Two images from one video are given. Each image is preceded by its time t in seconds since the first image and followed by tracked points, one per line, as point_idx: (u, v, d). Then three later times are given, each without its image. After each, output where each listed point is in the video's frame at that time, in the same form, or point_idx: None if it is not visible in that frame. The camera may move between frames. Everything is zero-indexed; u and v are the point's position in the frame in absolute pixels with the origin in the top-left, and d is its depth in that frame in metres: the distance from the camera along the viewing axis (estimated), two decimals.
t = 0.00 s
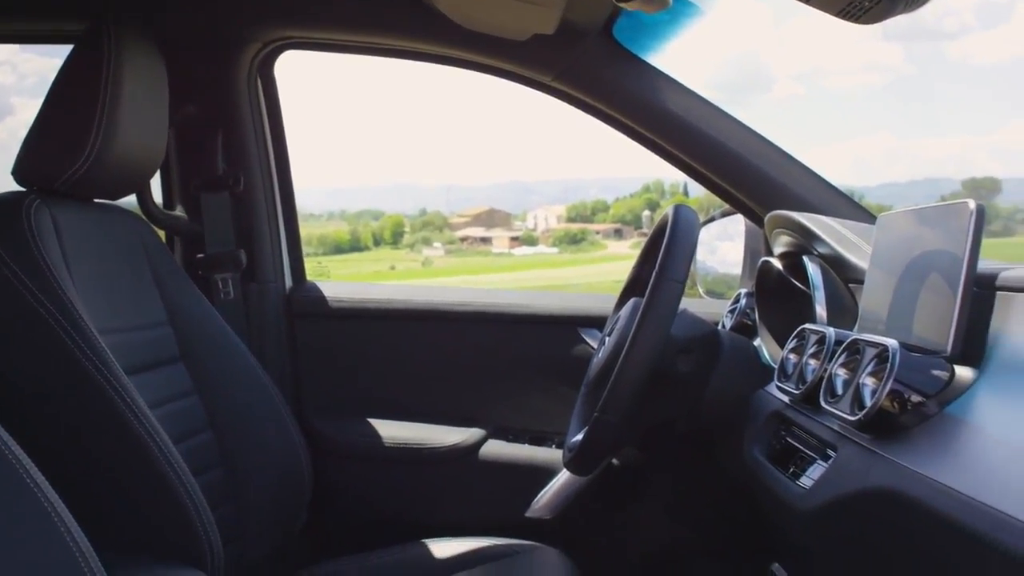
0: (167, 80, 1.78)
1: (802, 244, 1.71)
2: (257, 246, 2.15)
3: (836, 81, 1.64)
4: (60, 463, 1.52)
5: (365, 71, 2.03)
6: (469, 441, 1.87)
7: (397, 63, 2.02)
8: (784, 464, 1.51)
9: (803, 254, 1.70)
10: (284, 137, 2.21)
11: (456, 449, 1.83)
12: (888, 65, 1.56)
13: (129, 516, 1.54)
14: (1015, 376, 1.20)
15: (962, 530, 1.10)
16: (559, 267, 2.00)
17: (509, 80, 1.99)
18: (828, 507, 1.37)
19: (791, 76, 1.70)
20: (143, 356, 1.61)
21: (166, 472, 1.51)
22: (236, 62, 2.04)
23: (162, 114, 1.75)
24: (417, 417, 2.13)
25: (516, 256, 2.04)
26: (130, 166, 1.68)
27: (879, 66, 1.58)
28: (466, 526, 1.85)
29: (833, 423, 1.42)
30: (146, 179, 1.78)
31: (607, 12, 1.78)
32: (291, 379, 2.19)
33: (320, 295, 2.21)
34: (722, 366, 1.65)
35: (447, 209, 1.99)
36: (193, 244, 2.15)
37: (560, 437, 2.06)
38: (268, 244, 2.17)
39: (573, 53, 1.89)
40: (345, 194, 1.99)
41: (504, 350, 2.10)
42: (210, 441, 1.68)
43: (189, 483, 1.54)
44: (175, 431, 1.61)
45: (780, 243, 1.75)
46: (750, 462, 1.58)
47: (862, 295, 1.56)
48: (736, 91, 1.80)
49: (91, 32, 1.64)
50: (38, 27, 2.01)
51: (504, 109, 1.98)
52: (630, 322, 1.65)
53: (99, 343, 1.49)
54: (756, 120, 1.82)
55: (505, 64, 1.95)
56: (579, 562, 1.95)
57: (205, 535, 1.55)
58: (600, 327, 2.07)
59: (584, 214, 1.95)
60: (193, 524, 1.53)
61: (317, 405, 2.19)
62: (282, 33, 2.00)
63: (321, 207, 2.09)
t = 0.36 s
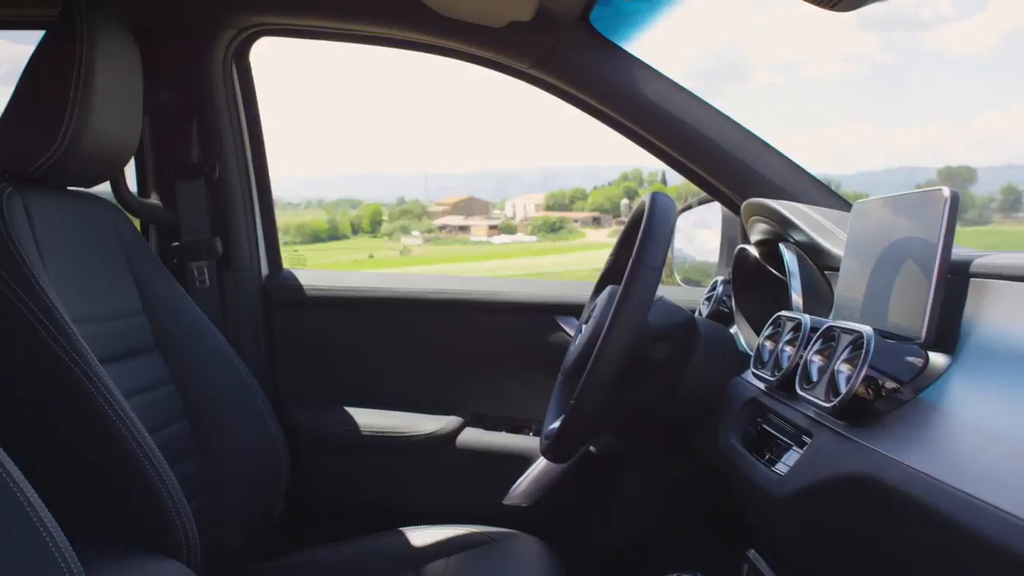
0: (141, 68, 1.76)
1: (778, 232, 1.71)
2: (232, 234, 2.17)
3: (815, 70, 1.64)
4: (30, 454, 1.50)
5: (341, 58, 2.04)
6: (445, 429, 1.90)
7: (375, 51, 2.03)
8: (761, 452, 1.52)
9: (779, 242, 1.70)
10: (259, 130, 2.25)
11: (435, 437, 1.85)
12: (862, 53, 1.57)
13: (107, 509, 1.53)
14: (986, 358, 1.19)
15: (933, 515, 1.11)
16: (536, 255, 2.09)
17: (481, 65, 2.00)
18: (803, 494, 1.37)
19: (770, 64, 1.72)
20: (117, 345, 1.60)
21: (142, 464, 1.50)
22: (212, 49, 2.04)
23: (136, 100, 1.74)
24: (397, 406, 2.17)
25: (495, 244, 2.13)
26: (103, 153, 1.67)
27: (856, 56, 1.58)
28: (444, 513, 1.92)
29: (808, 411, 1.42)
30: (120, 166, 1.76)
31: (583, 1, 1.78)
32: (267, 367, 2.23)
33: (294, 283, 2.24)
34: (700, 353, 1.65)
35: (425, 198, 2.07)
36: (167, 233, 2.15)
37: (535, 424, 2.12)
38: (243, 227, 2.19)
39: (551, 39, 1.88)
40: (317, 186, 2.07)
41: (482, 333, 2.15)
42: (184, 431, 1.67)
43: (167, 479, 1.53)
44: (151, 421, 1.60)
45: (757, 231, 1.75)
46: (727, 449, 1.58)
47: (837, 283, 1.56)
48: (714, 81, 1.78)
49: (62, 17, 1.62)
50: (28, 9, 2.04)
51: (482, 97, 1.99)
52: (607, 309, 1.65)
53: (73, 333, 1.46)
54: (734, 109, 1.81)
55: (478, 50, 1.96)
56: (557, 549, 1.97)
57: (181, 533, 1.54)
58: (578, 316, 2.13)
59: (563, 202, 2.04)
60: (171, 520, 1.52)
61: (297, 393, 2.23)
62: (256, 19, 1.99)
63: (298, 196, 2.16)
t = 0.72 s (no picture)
0: (115, 53, 1.75)
1: (755, 219, 1.71)
2: (207, 223, 2.19)
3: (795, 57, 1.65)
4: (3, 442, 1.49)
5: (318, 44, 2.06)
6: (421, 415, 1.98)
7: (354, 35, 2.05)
8: (738, 438, 1.52)
9: (755, 229, 1.71)
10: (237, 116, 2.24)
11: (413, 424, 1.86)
12: (840, 42, 1.53)
13: (82, 500, 1.52)
14: (963, 344, 1.20)
15: (908, 500, 1.11)
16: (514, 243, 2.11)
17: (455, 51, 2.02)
18: (779, 479, 1.38)
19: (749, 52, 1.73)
20: (92, 332, 1.59)
21: (118, 452, 1.50)
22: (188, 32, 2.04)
23: (110, 85, 1.73)
24: (376, 394, 2.21)
25: (474, 232, 2.14)
26: (77, 139, 1.65)
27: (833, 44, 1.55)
28: (418, 501, 1.99)
29: (784, 396, 1.43)
30: (95, 151, 1.75)
31: None
32: (243, 354, 2.26)
33: (271, 271, 2.27)
34: (676, 340, 1.65)
35: (404, 183, 2.07)
36: (142, 220, 2.16)
37: (514, 411, 2.16)
38: (219, 214, 2.21)
39: (528, 25, 1.88)
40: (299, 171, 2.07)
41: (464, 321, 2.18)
42: (160, 419, 1.67)
43: (143, 470, 1.53)
44: (127, 409, 1.59)
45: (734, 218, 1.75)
46: (703, 435, 1.59)
47: (813, 269, 1.57)
48: (692, 70, 1.78)
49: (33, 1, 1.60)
50: None
51: (460, 85, 2.00)
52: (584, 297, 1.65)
53: (47, 321, 1.45)
54: (713, 97, 1.81)
55: (453, 35, 1.97)
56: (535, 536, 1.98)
57: (157, 523, 1.55)
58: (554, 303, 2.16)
59: (540, 190, 2.05)
60: (148, 510, 1.53)
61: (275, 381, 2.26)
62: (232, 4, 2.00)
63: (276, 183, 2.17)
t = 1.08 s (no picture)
0: (85, 40, 1.73)
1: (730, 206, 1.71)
2: (182, 210, 2.19)
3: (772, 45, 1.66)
4: None
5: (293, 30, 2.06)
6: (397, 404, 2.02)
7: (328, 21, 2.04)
8: (712, 424, 1.52)
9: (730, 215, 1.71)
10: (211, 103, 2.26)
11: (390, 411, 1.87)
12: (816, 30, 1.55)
13: (55, 489, 1.51)
14: (939, 330, 1.19)
15: (880, 484, 1.12)
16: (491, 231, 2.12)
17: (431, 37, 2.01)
18: (752, 464, 1.38)
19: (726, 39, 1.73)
20: (65, 320, 1.57)
21: (92, 443, 1.49)
22: (158, 18, 2.05)
23: (81, 72, 1.71)
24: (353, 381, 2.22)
25: (452, 220, 2.17)
26: (49, 126, 1.64)
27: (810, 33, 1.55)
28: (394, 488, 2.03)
29: (758, 382, 1.43)
30: (66, 138, 1.74)
31: None
32: (219, 343, 2.26)
33: (246, 259, 2.27)
34: (652, 326, 1.66)
35: (380, 173, 2.11)
36: (116, 207, 2.16)
37: (490, 398, 2.18)
38: (193, 200, 2.21)
39: (503, 13, 1.87)
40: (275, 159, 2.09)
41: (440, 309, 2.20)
42: (134, 408, 1.66)
43: (118, 459, 1.52)
44: (100, 397, 1.58)
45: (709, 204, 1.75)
46: (679, 421, 1.59)
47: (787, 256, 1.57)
48: (669, 57, 1.78)
49: None
50: None
51: (432, 70, 1.99)
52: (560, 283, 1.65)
53: (18, 310, 1.43)
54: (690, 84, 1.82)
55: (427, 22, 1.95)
56: (511, 523, 1.98)
57: (132, 513, 1.54)
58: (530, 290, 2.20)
59: (518, 177, 2.07)
60: (122, 500, 1.52)
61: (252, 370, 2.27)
62: None
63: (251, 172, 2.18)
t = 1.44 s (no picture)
0: (57, 28, 1.71)
1: (706, 193, 1.71)
2: (156, 198, 2.20)
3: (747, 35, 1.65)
4: None
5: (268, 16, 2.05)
6: (375, 392, 2.09)
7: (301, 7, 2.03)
8: (688, 411, 1.52)
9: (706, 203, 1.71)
10: (185, 93, 2.28)
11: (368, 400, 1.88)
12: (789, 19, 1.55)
13: (26, 479, 1.50)
14: (926, 324, 1.16)
15: (848, 469, 1.11)
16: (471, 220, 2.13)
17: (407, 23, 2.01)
18: (726, 450, 1.37)
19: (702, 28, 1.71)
20: (38, 309, 1.56)
21: (64, 431, 1.48)
22: (132, 5, 2.05)
23: (53, 60, 1.70)
24: (330, 370, 2.23)
25: (430, 208, 2.16)
26: (20, 113, 1.63)
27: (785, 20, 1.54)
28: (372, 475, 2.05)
29: (734, 368, 1.43)
30: (39, 126, 1.72)
31: None
32: (195, 334, 2.26)
33: (220, 248, 2.27)
34: (628, 313, 1.66)
35: (358, 161, 2.10)
36: (88, 196, 2.14)
37: (468, 386, 2.19)
38: (167, 184, 2.22)
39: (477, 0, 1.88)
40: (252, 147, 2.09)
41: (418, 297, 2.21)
42: (108, 396, 1.65)
43: (91, 449, 1.52)
44: (74, 385, 1.58)
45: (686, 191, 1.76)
46: (654, 407, 1.59)
47: (763, 243, 1.58)
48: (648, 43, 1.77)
49: None
50: None
51: (406, 55, 2.00)
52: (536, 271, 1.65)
53: None
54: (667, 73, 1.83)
55: (401, 9, 1.97)
56: (489, 511, 1.99)
57: (105, 502, 1.54)
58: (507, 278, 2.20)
59: (496, 166, 2.06)
60: (96, 488, 1.51)
61: (229, 361, 2.27)
62: None
63: (228, 159, 2.19)
